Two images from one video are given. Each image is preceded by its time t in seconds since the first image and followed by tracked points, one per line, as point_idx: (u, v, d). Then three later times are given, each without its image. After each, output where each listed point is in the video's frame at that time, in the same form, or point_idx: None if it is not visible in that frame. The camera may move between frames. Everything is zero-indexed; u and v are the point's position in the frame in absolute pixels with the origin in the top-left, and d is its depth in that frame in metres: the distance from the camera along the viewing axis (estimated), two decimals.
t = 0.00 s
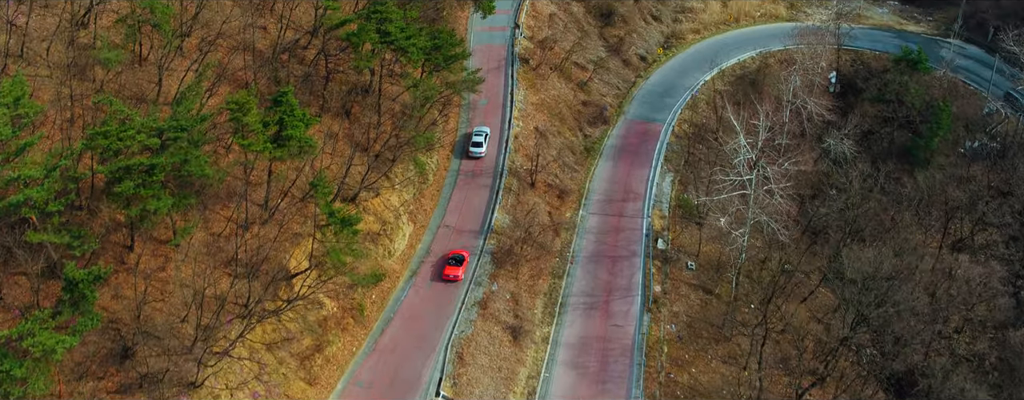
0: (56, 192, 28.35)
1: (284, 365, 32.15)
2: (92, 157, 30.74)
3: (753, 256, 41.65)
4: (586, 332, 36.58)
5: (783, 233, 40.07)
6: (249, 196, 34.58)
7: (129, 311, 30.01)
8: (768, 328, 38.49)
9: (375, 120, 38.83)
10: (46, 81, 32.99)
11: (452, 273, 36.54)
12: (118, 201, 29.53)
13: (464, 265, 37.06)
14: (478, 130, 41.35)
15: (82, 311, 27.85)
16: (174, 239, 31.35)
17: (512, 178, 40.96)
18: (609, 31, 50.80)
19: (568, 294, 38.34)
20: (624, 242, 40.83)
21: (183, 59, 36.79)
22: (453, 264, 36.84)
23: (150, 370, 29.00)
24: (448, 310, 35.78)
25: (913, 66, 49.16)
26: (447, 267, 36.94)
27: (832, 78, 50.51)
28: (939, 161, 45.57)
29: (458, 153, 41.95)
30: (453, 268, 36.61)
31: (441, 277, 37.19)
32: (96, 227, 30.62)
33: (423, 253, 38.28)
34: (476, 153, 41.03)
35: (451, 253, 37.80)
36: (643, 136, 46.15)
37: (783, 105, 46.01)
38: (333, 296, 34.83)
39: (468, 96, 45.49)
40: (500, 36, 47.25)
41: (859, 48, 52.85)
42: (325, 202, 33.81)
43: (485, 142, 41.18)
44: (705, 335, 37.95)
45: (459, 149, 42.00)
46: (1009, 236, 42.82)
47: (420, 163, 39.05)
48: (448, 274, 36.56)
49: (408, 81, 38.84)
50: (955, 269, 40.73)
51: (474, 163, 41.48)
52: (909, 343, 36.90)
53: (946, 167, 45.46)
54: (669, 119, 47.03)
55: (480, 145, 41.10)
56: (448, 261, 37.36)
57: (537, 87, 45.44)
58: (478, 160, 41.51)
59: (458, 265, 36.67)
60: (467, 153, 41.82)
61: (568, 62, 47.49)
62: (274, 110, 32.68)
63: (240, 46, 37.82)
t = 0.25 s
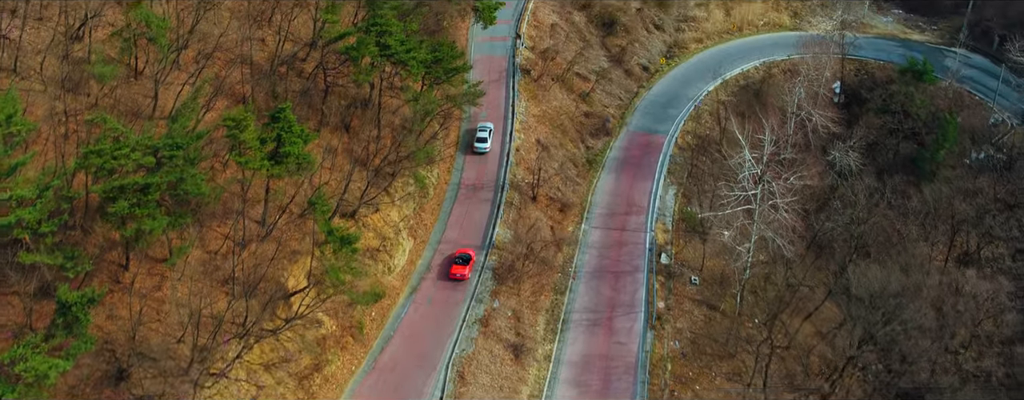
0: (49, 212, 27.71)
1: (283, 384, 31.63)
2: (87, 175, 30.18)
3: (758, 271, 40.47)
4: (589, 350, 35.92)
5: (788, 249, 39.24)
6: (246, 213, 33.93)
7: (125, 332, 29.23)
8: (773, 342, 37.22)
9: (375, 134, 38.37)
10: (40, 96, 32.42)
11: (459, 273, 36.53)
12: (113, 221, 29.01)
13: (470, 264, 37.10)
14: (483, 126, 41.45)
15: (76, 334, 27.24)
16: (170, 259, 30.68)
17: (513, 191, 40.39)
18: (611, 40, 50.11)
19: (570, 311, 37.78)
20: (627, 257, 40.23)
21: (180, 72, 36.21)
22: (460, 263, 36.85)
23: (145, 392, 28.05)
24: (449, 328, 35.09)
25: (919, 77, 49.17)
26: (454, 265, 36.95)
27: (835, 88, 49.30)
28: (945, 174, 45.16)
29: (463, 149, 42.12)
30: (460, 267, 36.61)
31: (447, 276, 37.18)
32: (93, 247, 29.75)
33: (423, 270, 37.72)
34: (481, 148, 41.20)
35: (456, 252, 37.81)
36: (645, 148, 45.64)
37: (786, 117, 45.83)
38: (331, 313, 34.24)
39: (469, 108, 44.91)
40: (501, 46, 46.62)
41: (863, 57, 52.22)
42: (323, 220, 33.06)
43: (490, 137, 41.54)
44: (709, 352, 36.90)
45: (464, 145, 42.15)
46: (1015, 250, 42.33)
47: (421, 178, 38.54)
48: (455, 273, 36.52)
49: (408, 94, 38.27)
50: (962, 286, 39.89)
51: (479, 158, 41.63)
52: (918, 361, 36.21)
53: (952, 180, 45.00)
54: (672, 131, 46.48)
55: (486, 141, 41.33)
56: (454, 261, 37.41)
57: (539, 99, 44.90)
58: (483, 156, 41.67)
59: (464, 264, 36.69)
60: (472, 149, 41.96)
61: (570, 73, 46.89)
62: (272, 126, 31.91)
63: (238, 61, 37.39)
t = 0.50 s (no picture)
0: (42, 230, 26.91)
1: None
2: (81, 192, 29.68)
3: (763, 285, 40.13)
4: (592, 365, 35.28)
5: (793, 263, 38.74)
6: (244, 227, 33.39)
7: (119, 350, 28.90)
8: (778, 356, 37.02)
9: (374, 145, 37.78)
10: (35, 109, 31.97)
11: (466, 271, 36.54)
12: (108, 239, 28.55)
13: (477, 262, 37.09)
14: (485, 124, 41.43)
15: (70, 354, 26.47)
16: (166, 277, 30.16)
17: (515, 204, 39.90)
18: (613, 49, 49.49)
19: (572, 325, 37.23)
20: (630, 270, 39.64)
21: (177, 84, 35.74)
22: (465, 262, 36.84)
23: None
24: (449, 344, 34.44)
25: (924, 86, 48.03)
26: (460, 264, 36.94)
27: (840, 97, 49.46)
28: (951, 185, 44.62)
29: (467, 146, 42.19)
30: (466, 266, 36.61)
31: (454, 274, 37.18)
32: (86, 263, 29.36)
33: (424, 284, 37.06)
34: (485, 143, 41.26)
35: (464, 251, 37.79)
36: (648, 158, 45.15)
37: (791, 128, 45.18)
38: (331, 329, 33.55)
39: (470, 119, 44.48)
40: (502, 55, 46.06)
41: (867, 66, 51.74)
42: (321, 235, 32.35)
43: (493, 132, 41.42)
44: (713, 366, 36.29)
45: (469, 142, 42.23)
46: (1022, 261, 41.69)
47: (421, 191, 37.94)
48: (461, 272, 36.52)
49: (408, 106, 37.81)
50: (968, 299, 38.94)
51: (483, 154, 41.72)
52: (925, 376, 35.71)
53: (958, 191, 44.47)
54: (674, 141, 45.97)
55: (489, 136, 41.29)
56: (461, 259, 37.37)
57: (540, 109, 44.36)
58: (487, 151, 41.75)
59: (471, 262, 36.71)
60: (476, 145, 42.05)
61: (572, 82, 46.34)
62: (270, 141, 31.41)
63: (235, 72, 36.88)
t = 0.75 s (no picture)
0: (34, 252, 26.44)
1: None
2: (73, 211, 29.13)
3: (769, 301, 38.82)
4: (593, 383, 34.67)
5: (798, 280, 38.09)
6: (240, 245, 32.78)
7: (113, 372, 28.13)
8: (783, 373, 36.06)
9: (373, 160, 37.15)
10: (27, 125, 31.42)
11: (473, 269, 36.73)
12: (101, 261, 28.08)
13: (483, 260, 37.19)
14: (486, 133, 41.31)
15: (62, 379, 25.60)
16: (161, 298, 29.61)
17: (515, 218, 39.37)
18: (615, 58, 48.80)
19: (573, 342, 36.63)
20: (632, 286, 39.02)
21: (172, 98, 35.20)
22: (471, 259, 36.96)
23: None
24: (449, 362, 33.72)
25: (929, 96, 47.45)
26: (465, 262, 37.07)
27: (845, 107, 48.60)
28: (957, 197, 43.99)
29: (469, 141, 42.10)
30: (472, 264, 36.75)
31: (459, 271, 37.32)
32: (79, 284, 28.78)
33: (423, 301, 36.37)
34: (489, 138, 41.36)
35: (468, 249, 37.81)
36: (650, 171, 44.60)
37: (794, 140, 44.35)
38: (329, 347, 32.80)
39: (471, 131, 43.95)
40: (503, 66, 45.46)
41: (871, 75, 51.07)
42: (319, 254, 31.64)
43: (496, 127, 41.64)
44: (717, 383, 35.44)
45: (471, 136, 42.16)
46: None
47: (421, 207, 37.34)
48: (467, 270, 36.67)
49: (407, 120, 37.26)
50: (976, 314, 39.11)
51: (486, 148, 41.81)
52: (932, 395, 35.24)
53: (965, 203, 43.87)
54: (677, 153, 45.47)
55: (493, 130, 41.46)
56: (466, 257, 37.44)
57: (541, 120, 43.77)
58: (490, 145, 41.86)
59: (477, 260, 36.86)
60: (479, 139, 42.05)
61: (573, 93, 45.71)
62: (267, 158, 30.79)
63: (231, 85, 36.30)
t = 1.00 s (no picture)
0: (26, 271, 25.92)
1: None
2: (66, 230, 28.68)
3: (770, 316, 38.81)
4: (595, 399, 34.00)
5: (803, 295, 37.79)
6: (237, 262, 32.33)
7: (105, 392, 27.76)
8: (787, 389, 35.55)
9: (371, 173, 36.74)
10: (21, 140, 31.04)
11: (476, 267, 36.58)
12: (94, 279, 27.48)
13: (486, 258, 37.10)
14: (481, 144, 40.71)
15: None
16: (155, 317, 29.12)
17: (516, 231, 38.89)
18: (616, 67, 48.33)
19: (574, 357, 35.82)
20: (634, 300, 38.46)
21: (168, 111, 34.77)
22: (475, 257, 36.83)
23: None
24: (448, 380, 33.00)
25: (933, 107, 47.07)
26: (468, 260, 36.92)
27: (846, 116, 48.08)
28: (963, 209, 43.47)
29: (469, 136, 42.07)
30: (476, 262, 36.63)
31: (461, 269, 37.17)
32: (71, 303, 28.25)
33: (422, 316, 35.45)
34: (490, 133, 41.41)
35: (471, 247, 37.62)
36: (652, 182, 44.05)
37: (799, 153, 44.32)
38: (326, 365, 32.05)
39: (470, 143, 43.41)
40: (502, 75, 44.90)
41: (873, 84, 50.68)
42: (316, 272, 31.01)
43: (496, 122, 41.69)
44: None
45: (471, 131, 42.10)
46: None
47: (420, 221, 36.72)
48: (471, 268, 36.52)
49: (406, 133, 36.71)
50: (981, 329, 37.97)
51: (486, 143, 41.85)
52: None
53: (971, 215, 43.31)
54: (678, 163, 45.00)
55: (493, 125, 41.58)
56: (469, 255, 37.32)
57: (542, 131, 43.24)
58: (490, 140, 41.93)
59: (481, 258, 36.75)
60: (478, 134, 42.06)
61: (574, 103, 45.18)
62: (262, 173, 30.32)
63: (227, 97, 35.80)
